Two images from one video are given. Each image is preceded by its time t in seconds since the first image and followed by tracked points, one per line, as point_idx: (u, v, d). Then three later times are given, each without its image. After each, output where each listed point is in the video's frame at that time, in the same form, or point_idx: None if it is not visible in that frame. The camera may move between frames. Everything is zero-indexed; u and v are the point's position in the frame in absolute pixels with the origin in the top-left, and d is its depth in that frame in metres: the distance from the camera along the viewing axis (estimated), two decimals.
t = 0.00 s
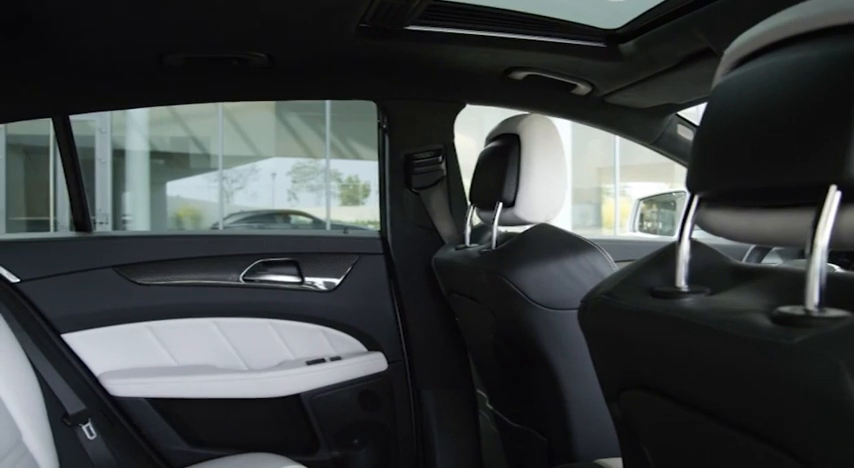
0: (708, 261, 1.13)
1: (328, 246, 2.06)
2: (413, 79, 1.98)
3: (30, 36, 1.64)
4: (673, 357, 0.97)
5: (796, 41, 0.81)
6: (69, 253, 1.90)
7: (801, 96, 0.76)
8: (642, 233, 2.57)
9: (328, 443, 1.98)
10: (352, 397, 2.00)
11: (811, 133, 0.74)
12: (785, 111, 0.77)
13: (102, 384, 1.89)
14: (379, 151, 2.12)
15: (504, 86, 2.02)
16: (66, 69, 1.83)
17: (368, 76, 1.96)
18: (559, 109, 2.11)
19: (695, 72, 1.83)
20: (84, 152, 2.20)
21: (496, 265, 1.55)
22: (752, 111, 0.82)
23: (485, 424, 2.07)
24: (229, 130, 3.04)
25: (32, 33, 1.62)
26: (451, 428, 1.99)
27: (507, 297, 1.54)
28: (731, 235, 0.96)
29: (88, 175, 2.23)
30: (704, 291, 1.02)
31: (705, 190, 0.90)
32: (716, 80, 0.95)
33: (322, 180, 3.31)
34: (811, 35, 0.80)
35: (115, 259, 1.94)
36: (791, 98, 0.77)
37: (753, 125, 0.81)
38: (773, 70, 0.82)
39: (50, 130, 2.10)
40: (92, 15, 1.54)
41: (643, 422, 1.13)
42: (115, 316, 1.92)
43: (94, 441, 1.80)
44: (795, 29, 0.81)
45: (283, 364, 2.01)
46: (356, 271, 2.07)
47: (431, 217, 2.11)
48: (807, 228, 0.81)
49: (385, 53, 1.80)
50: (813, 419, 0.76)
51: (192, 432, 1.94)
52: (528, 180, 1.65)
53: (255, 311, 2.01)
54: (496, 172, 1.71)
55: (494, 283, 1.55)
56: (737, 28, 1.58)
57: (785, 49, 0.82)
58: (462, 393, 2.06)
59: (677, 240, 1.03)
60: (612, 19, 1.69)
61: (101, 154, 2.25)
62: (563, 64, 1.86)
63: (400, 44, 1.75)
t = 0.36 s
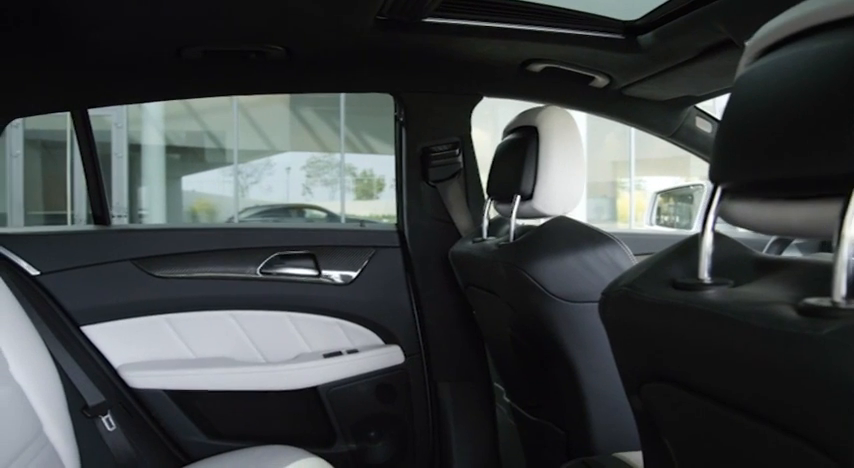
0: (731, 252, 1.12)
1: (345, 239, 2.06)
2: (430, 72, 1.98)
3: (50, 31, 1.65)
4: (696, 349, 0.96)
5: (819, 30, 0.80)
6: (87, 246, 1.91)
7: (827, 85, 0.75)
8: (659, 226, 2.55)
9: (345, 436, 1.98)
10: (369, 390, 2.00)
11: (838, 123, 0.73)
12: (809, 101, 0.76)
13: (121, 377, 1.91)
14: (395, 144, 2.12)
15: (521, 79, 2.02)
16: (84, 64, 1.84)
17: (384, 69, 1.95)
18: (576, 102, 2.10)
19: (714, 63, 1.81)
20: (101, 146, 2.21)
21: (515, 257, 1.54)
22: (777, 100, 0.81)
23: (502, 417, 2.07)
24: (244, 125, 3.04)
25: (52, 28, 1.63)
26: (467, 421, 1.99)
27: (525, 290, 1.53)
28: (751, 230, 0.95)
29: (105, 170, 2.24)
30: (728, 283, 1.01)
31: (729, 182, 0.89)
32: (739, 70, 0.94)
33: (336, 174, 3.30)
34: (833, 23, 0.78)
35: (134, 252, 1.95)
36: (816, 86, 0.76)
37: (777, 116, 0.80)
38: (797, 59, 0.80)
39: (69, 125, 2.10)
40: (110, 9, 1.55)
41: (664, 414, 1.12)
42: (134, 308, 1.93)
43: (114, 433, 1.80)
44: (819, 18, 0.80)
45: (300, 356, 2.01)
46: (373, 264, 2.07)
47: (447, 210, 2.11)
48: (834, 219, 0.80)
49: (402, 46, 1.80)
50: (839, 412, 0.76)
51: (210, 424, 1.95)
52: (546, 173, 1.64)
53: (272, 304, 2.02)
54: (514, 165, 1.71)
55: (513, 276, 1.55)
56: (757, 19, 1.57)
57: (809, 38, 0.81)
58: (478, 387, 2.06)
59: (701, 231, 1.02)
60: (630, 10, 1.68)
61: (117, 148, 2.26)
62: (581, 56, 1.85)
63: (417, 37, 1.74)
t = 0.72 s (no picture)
0: (757, 244, 1.10)
1: (363, 231, 2.06)
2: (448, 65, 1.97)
3: (70, 26, 1.66)
4: (722, 341, 0.96)
5: (848, 19, 0.78)
6: (108, 238, 1.93)
7: None
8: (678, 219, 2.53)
9: (363, 428, 1.99)
10: (387, 383, 2.01)
11: None
12: (837, 92, 0.75)
13: (141, 369, 1.92)
14: (414, 137, 2.11)
15: (540, 71, 2.00)
16: (104, 59, 1.86)
17: (402, 61, 1.95)
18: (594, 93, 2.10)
19: (736, 54, 1.79)
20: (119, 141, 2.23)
21: (535, 250, 1.54)
22: (804, 92, 0.80)
23: (520, 411, 2.06)
24: (262, 121, 3.03)
25: (72, 23, 1.64)
26: (485, 414, 1.99)
27: (544, 283, 1.53)
28: (776, 220, 0.94)
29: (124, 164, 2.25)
30: (754, 274, 1.00)
31: (755, 174, 0.88)
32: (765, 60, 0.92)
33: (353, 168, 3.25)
34: None
35: (153, 245, 1.96)
36: (843, 76, 0.75)
37: (802, 105, 0.79)
38: (824, 47, 0.79)
39: (87, 118, 2.16)
40: (130, 4, 1.56)
41: (687, 407, 1.12)
42: (154, 301, 1.95)
43: (135, 425, 1.81)
44: (847, 6, 0.78)
45: (318, 349, 2.02)
46: (391, 257, 2.07)
47: (465, 203, 2.10)
48: None
49: (420, 38, 1.79)
50: None
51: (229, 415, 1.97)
52: (565, 165, 1.63)
53: (290, 296, 2.02)
54: (533, 157, 1.70)
55: (532, 269, 1.55)
56: (781, 10, 1.55)
57: (837, 27, 0.79)
58: (496, 380, 2.05)
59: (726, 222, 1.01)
60: (650, 2, 1.67)
61: (134, 142, 2.27)
62: (600, 48, 1.84)
63: (435, 29, 1.74)
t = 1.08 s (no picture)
0: (784, 236, 1.09)
1: (382, 225, 2.06)
2: (466, 58, 1.97)
3: (91, 22, 1.68)
4: (748, 333, 0.95)
5: None
6: (128, 232, 1.94)
7: None
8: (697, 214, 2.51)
9: (381, 421, 2.00)
10: (406, 376, 2.01)
11: None
12: None
13: (161, 361, 1.95)
14: (433, 130, 2.11)
15: (560, 63, 1.99)
16: (124, 54, 1.87)
17: (420, 55, 1.95)
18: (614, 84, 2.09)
19: (760, 45, 1.77)
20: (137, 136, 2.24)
21: (556, 243, 1.53)
22: (833, 82, 0.78)
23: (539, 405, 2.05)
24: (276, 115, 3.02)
25: (92, 17, 1.65)
26: (503, 407, 1.99)
27: (564, 276, 1.52)
28: (797, 211, 0.92)
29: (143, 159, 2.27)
30: (781, 266, 0.99)
31: (782, 166, 0.87)
32: (792, 51, 0.91)
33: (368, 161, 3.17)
34: None
35: (172, 238, 1.97)
36: None
37: (829, 96, 0.78)
38: (849, 37, 0.78)
39: (107, 113, 2.17)
40: None
41: (712, 400, 1.11)
42: (174, 293, 1.96)
43: (156, 417, 1.85)
44: None
45: (337, 342, 2.02)
46: (410, 250, 2.06)
47: (484, 197, 2.09)
48: None
49: (438, 31, 1.79)
50: None
51: (248, 407, 1.97)
52: (586, 158, 1.62)
53: (309, 289, 2.02)
54: (553, 149, 1.69)
55: (552, 262, 1.54)
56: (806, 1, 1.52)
57: None
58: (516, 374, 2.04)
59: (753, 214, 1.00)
60: None
61: (152, 138, 2.28)
62: (620, 40, 1.82)
63: (453, 22, 1.73)
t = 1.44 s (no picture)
0: (812, 230, 1.08)
1: (401, 219, 2.06)
2: (485, 52, 1.96)
3: (114, 18, 1.69)
4: (775, 327, 0.94)
5: None
6: (149, 225, 1.95)
7: None
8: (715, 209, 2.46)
9: (400, 415, 2.00)
10: (424, 371, 2.01)
11: None
12: None
13: (181, 354, 1.96)
14: (452, 125, 2.10)
15: (580, 57, 1.98)
16: (145, 50, 1.88)
17: (439, 49, 1.94)
18: (634, 79, 2.08)
19: (783, 38, 1.75)
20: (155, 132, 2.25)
21: (576, 238, 1.53)
22: None
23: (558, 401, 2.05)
24: (293, 110, 2.95)
25: (112, 13, 1.66)
26: (522, 402, 1.99)
27: (585, 270, 1.52)
28: (825, 204, 0.91)
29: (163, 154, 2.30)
30: (809, 260, 0.97)
31: (810, 159, 0.86)
32: (820, 42, 0.89)
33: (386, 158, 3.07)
34: None
35: (193, 232, 1.98)
36: None
37: None
38: None
39: (126, 110, 2.19)
40: None
41: (737, 395, 1.10)
42: (194, 287, 1.97)
43: (177, 409, 1.86)
44: None
45: (356, 336, 2.02)
46: (429, 244, 2.06)
47: (503, 191, 2.09)
48: None
49: (458, 24, 1.78)
50: None
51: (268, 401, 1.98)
52: (607, 152, 1.61)
53: (328, 284, 2.03)
54: (574, 143, 1.68)
55: (573, 256, 1.54)
56: None
57: None
58: (534, 370, 2.04)
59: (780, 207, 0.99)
60: None
61: (170, 133, 2.31)
62: (641, 33, 1.81)
63: (473, 15, 1.73)
